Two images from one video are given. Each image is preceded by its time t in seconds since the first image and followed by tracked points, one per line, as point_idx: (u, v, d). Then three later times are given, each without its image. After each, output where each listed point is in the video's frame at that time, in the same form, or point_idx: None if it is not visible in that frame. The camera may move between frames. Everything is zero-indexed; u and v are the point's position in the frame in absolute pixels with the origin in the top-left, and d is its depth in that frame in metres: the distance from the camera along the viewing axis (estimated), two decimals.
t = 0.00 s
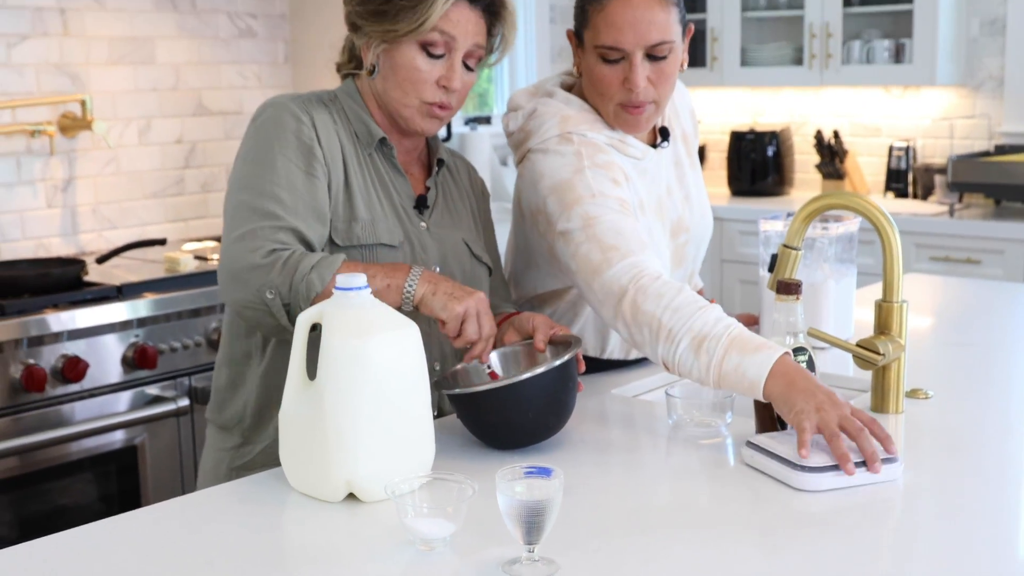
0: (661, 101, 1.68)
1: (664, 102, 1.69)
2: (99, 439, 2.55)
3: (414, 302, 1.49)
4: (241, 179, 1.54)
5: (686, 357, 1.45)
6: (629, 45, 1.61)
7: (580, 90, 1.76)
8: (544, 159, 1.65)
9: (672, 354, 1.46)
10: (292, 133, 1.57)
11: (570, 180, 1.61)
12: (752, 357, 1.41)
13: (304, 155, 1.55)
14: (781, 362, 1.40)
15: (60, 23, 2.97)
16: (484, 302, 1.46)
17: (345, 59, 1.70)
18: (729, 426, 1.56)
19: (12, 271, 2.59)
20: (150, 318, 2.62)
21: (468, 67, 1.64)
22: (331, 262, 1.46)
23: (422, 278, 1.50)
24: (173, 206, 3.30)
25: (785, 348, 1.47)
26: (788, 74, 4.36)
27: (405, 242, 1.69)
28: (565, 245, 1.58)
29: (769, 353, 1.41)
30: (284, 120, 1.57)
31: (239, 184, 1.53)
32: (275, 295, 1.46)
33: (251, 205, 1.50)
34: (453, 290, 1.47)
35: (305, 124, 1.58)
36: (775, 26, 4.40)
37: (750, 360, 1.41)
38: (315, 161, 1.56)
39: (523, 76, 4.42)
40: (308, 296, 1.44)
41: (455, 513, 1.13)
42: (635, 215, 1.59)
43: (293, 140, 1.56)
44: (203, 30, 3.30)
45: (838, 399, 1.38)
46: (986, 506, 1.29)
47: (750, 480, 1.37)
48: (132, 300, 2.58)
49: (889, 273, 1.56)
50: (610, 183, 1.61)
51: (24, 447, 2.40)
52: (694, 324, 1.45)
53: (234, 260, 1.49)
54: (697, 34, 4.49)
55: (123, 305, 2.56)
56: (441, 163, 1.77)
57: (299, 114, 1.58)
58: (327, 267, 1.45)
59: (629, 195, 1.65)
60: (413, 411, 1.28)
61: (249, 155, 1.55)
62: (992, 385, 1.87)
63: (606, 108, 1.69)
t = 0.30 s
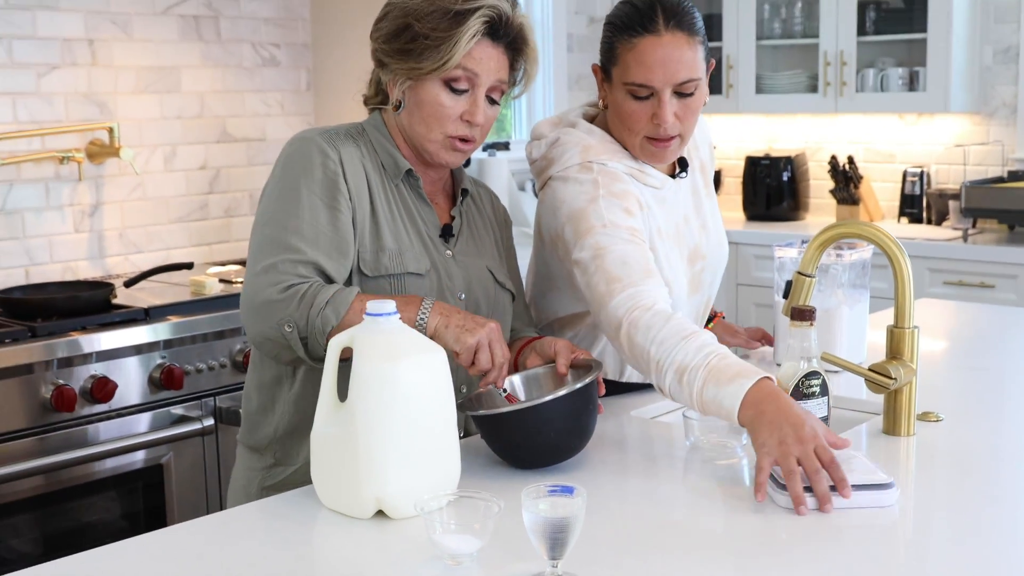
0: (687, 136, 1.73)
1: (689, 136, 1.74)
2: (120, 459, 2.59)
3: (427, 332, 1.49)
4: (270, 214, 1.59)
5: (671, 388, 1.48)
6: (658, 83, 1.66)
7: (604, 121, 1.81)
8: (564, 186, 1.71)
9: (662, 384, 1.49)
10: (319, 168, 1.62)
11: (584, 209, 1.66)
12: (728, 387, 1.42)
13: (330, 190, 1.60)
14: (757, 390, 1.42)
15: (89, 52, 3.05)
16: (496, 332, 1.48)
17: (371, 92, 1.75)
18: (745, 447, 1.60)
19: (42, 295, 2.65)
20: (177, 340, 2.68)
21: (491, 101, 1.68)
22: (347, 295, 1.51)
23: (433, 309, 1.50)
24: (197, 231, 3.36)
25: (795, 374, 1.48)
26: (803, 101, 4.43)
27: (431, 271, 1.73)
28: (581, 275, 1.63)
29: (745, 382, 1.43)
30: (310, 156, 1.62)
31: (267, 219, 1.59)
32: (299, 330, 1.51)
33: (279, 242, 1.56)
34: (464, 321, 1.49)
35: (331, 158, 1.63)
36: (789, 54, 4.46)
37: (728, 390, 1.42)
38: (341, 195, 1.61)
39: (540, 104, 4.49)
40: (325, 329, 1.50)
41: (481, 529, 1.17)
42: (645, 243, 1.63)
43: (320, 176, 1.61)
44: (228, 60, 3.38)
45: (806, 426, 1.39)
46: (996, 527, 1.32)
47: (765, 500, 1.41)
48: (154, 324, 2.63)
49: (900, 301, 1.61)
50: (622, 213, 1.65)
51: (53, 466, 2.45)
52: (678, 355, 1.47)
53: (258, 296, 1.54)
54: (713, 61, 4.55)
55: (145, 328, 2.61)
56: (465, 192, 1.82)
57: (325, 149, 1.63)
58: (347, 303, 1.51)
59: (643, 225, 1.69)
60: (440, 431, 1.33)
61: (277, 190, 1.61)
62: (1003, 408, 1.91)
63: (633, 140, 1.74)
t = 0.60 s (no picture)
0: (667, 140, 1.79)
1: (670, 140, 1.80)
2: (113, 455, 2.64)
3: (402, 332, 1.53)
4: (261, 214, 1.65)
5: (630, 390, 1.57)
6: (645, 90, 1.71)
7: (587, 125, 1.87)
8: (541, 189, 1.77)
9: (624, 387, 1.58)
10: (310, 171, 1.68)
11: (560, 213, 1.72)
12: (673, 389, 1.50)
13: (319, 192, 1.66)
14: (698, 391, 1.48)
15: (87, 56, 3.10)
16: (470, 335, 1.51)
17: (364, 96, 1.79)
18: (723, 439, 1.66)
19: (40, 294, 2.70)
20: (174, 338, 2.74)
21: (479, 111, 1.72)
22: (327, 293, 1.56)
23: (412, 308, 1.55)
24: (192, 232, 3.41)
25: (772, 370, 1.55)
26: (790, 105, 4.50)
27: (420, 270, 1.78)
28: (557, 279, 1.70)
29: (689, 384, 1.50)
30: (302, 158, 1.68)
31: (258, 219, 1.65)
32: (280, 325, 1.56)
33: (267, 240, 1.62)
34: (440, 322, 1.52)
35: (322, 160, 1.68)
36: (776, 59, 4.53)
37: (674, 391, 1.50)
38: (329, 196, 1.66)
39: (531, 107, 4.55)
40: (304, 326, 1.54)
41: (472, 516, 1.23)
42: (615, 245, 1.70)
43: (310, 178, 1.67)
44: (224, 64, 3.43)
45: (749, 420, 1.45)
46: (964, 516, 1.39)
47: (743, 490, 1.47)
48: (147, 322, 2.68)
49: (877, 300, 1.67)
50: (594, 218, 1.72)
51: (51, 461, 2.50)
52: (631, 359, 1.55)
53: (243, 291, 1.60)
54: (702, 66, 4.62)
55: (140, 326, 2.66)
56: (455, 195, 1.87)
57: (316, 151, 1.69)
58: (326, 301, 1.55)
59: (615, 227, 1.76)
60: (433, 423, 1.39)
61: (269, 191, 1.67)
62: (975, 405, 1.98)
63: (616, 143, 1.79)
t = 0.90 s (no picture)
0: (636, 136, 1.84)
1: (638, 136, 1.84)
2: (110, 443, 2.69)
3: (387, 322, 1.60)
4: (252, 207, 1.71)
5: (613, 378, 1.65)
6: (611, 85, 1.76)
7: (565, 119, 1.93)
8: (516, 178, 1.84)
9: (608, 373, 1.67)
10: (300, 165, 1.73)
11: (533, 203, 1.79)
12: (653, 381, 1.58)
13: (308, 186, 1.71)
14: (675, 384, 1.56)
15: (85, 50, 3.14)
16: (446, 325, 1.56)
17: (354, 91, 1.84)
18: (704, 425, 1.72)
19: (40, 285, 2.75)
20: (171, 328, 2.79)
21: (464, 108, 1.78)
22: (314, 283, 1.62)
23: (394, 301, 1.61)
24: (189, 223, 3.46)
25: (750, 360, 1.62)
26: (779, 99, 4.57)
27: (407, 262, 1.83)
28: (532, 265, 1.78)
29: (667, 376, 1.57)
30: (293, 152, 1.73)
31: (250, 212, 1.71)
32: (269, 315, 1.62)
33: (256, 232, 1.67)
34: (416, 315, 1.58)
35: (311, 155, 1.74)
36: (766, 53, 4.60)
37: (653, 383, 1.58)
38: (318, 190, 1.72)
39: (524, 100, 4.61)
40: (292, 317, 1.60)
41: (460, 497, 1.28)
42: (589, 234, 1.76)
43: (300, 172, 1.72)
44: (220, 57, 3.48)
45: (718, 407, 1.51)
46: (930, 499, 1.46)
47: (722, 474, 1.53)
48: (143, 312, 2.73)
49: (853, 291, 1.72)
50: (567, 207, 1.79)
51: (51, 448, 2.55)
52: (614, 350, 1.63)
53: (235, 281, 1.66)
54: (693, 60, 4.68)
55: (132, 317, 2.70)
56: (444, 188, 1.92)
57: (306, 145, 1.74)
58: (313, 291, 1.61)
59: (588, 215, 1.83)
60: (424, 409, 1.44)
61: (260, 185, 1.72)
62: (949, 393, 2.05)
63: (587, 137, 1.85)
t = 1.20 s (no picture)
0: (646, 145, 1.86)
1: (648, 146, 1.87)
2: (135, 435, 2.75)
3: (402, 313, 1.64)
4: (269, 205, 1.77)
5: (632, 380, 1.69)
6: (618, 95, 1.79)
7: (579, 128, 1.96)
8: (529, 182, 1.89)
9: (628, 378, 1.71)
10: (316, 165, 1.79)
11: (544, 209, 1.83)
12: (674, 384, 1.62)
13: (323, 185, 1.77)
14: (695, 390, 1.60)
15: (111, 49, 3.20)
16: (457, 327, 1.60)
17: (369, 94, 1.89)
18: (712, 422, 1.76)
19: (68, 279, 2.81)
20: (197, 322, 2.85)
21: (474, 113, 1.83)
22: (326, 279, 1.66)
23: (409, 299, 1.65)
24: (213, 219, 3.52)
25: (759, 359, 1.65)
26: (797, 97, 4.62)
27: (420, 260, 1.88)
28: (546, 270, 1.83)
29: (688, 379, 1.61)
30: (309, 152, 1.79)
31: (267, 210, 1.76)
32: (282, 309, 1.67)
33: (272, 230, 1.73)
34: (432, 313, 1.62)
35: (326, 155, 1.80)
36: (784, 51, 4.65)
37: (672, 386, 1.62)
38: (332, 189, 1.78)
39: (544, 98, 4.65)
40: (303, 313, 1.65)
41: (472, 490, 1.33)
42: (601, 240, 1.81)
43: (316, 172, 1.78)
44: (243, 56, 3.53)
45: (740, 412, 1.56)
46: (932, 496, 1.48)
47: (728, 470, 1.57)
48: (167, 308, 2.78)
49: (859, 292, 1.76)
50: (578, 213, 1.83)
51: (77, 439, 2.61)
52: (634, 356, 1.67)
53: (248, 275, 1.71)
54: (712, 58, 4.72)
55: (160, 312, 2.75)
56: (457, 189, 1.97)
57: (321, 146, 1.80)
58: (324, 288, 1.65)
59: (599, 222, 1.87)
60: (438, 404, 1.48)
61: (278, 185, 1.78)
62: (958, 391, 2.07)
63: (599, 147, 1.88)
